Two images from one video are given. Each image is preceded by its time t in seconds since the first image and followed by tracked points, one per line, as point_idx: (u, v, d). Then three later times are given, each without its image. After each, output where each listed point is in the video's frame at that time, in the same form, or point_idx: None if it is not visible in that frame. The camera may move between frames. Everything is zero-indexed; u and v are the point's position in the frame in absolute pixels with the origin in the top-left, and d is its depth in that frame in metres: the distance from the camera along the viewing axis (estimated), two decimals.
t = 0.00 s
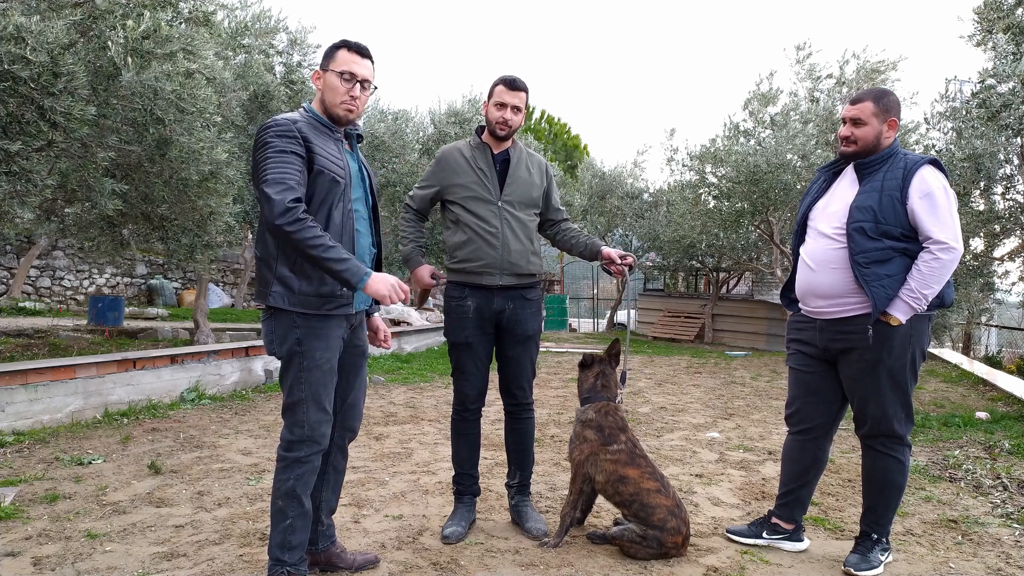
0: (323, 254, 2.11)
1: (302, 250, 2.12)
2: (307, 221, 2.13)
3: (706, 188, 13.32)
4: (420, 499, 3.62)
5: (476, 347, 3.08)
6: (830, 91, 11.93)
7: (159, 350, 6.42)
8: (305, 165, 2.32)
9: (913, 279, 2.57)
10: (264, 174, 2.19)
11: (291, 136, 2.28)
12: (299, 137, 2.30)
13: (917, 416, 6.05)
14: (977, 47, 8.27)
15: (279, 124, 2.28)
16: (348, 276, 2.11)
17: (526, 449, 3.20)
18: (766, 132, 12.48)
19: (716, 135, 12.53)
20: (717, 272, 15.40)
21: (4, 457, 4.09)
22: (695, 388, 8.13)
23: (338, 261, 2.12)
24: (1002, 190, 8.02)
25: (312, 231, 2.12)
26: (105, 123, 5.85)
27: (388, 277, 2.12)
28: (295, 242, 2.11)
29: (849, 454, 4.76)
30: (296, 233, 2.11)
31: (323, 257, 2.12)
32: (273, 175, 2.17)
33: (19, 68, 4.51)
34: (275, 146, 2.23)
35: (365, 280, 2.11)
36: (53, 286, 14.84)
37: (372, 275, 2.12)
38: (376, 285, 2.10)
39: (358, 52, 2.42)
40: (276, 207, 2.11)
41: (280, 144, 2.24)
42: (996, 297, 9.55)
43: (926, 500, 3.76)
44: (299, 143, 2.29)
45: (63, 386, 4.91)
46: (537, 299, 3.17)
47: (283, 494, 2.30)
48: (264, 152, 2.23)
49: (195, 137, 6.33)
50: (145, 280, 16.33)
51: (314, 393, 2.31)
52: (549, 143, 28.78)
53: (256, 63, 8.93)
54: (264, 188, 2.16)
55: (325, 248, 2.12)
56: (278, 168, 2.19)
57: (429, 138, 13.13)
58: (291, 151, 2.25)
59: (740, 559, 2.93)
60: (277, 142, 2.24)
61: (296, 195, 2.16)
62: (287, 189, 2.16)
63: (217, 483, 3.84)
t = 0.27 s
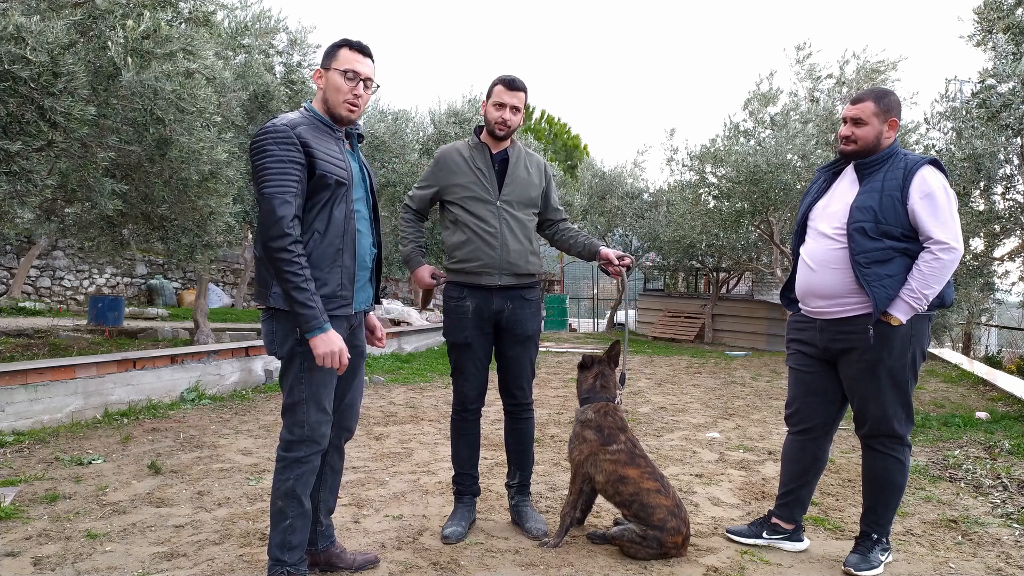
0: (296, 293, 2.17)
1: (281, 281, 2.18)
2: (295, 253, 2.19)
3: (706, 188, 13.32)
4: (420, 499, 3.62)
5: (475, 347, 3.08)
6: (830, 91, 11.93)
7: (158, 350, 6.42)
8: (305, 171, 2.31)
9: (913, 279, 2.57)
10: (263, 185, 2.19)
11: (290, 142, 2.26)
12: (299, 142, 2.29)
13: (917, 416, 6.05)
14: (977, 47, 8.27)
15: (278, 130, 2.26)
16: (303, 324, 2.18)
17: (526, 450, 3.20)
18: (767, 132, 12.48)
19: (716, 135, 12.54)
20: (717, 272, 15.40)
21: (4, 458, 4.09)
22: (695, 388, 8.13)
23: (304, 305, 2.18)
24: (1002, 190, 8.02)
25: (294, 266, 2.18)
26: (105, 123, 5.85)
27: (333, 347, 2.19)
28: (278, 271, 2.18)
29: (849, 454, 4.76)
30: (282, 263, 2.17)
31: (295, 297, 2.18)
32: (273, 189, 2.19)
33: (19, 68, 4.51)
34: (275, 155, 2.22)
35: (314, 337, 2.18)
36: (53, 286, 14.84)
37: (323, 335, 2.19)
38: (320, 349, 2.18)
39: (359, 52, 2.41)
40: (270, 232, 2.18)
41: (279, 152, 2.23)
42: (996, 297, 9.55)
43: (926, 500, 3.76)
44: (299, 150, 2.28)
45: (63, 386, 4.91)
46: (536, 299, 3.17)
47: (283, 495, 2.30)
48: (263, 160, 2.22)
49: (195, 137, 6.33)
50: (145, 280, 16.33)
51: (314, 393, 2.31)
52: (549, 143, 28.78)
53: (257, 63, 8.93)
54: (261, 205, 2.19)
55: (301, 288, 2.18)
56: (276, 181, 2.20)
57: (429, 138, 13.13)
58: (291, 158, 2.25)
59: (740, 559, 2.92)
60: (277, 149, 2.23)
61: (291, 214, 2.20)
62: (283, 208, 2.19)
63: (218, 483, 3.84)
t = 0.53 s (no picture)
0: (275, 291, 2.15)
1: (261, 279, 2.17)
2: (280, 252, 2.17)
3: (706, 188, 13.32)
4: (420, 499, 3.62)
5: (475, 347, 3.08)
6: (830, 91, 11.92)
7: (158, 350, 6.42)
8: (304, 171, 2.31)
9: (914, 280, 2.57)
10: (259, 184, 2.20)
11: (289, 141, 2.26)
12: (297, 141, 2.28)
13: (917, 416, 6.05)
14: (977, 47, 8.27)
15: (277, 129, 2.26)
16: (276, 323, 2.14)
17: (526, 449, 3.20)
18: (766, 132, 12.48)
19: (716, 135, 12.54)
20: (717, 272, 15.40)
21: (4, 458, 4.09)
22: (695, 388, 8.13)
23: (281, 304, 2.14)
24: (1002, 190, 8.02)
25: (275, 265, 2.16)
26: (105, 123, 5.85)
27: (299, 352, 2.15)
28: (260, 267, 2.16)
29: (849, 454, 4.76)
30: (266, 260, 2.16)
31: (272, 295, 2.15)
32: (269, 190, 2.18)
33: (19, 68, 4.51)
34: (273, 154, 2.22)
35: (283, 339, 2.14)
36: (53, 286, 14.84)
37: (293, 339, 2.15)
38: (285, 352, 2.14)
39: (360, 52, 2.41)
40: (258, 230, 2.17)
41: (278, 151, 2.23)
42: (996, 297, 9.55)
43: (926, 500, 3.76)
44: (297, 149, 2.27)
45: (63, 386, 4.91)
46: (536, 299, 3.18)
47: (283, 495, 2.30)
48: (261, 158, 2.22)
49: (195, 137, 6.33)
50: (145, 280, 16.33)
51: (315, 394, 2.31)
52: (549, 143, 28.77)
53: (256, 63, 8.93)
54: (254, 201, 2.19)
55: (281, 286, 2.16)
56: (272, 180, 2.20)
57: (429, 138, 13.13)
58: (290, 158, 2.24)
59: (740, 559, 2.92)
60: (275, 149, 2.23)
61: (285, 213, 2.20)
62: (278, 206, 2.19)
63: (218, 483, 3.84)
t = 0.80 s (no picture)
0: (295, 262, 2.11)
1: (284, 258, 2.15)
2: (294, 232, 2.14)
3: (706, 188, 13.32)
4: (420, 499, 3.62)
5: (474, 347, 3.08)
6: (830, 91, 11.93)
7: (158, 351, 6.42)
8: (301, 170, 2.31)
9: (914, 279, 2.57)
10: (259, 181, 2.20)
11: (286, 140, 2.27)
12: (294, 140, 2.29)
13: (917, 416, 6.05)
14: (977, 47, 8.27)
15: (272, 129, 2.28)
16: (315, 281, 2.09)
17: (526, 449, 3.20)
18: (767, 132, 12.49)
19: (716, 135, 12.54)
20: (717, 272, 15.39)
21: (4, 457, 4.09)
22: (695, 388, 8.13)
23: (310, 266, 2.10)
24: (1002, 190, 8.02)
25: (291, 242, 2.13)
26: (105, 123, 5.84)
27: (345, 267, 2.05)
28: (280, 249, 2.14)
29: (849, 454, 4.76)
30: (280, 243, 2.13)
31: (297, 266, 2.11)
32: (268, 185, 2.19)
33: (19, 68, 4.51)
34: (270, 152, 2.23)
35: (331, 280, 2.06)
36: (53, 286, 14.84)
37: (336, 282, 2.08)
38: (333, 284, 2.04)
39: (362, 53, 2.41)
40: (267, 220, 2.16)
41: (274, 149, 2.24)
42: (996, 297, 9.55)
43: (926, 500, 3.76)
44: (294, 147, 2.28)
45: (63, 386, 4.91)
46: (536, 299, 3.18)
47: (283, 495, 2.30)
48: (259, 158, 2.23)
49: (195, 137, 6.33)
50: (145, 280, 16.33)
51: (314, 394, 2.31)
52: (549, 143, 28.77)
53: (257, 63, 8.93)
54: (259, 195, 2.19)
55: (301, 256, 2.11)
56: (271, 176, 2.20)
57: (429, 138, 13.14)
58: (287, 156, 2.25)
59: (740, 559, 2.93)
60: (272, 147, 2.24)
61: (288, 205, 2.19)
62: (279, 199, 2.19)
63: (218, 483, 3.84)
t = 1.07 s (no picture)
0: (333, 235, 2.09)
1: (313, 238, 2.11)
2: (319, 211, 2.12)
3: (706, 188, 13.32)
4: (420, 499, 3.62)
5: (473, 347, 3.08)
6: (830, 91, 11.92)
7: (158, 350, 6.42)
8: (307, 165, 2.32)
9: (914, 279, 2.57)
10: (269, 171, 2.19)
11: (291, 135, 2.29)
12: (300, 135, 2.31)
13: (917, 416, 6.05)
14: (977, 47, 8.27)
15: (279, 124, 2.29)
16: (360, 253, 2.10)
17: (526, 449, 3.20)
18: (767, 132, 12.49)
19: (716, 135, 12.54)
20: (717, 272, 15.39)
21: (4, 457, 4.09)
22: (695, 388, 8.13)
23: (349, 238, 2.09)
24: (1002, 190, 8.02)
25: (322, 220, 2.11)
26: (105, 123, 5.84)
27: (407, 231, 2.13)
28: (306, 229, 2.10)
29: (849, 454, 4.76)
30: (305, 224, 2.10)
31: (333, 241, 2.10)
32: (277, 173, 2.17)
33: (19, 68, 4.51)
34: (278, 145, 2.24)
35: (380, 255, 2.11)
36: (53, 286, 14.84)
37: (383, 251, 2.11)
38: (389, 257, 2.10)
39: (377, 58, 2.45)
40: (289, 201, 2.11)
41: (281, 143, 2.25)
42: (997, 297, 9.55)
43: (926, 500, 3.76)
44: (300, 143, 2.30)
45: (63, 386, 4.91)
46: (535, 299, 3.18)
47: (283, 495, 2.30)
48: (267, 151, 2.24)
49: (195, 137, 6.32)
50: (145, 280, 16.33)
51: (314, 394, 2.31)
52: (549, 143, 28.77)
53: (257, 63, 8.93)
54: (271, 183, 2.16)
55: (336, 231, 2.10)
56: (282, 165, 2.19)
57: (429, 138, 13.14)
58: (293, 150, 2.26)
59: (740, 559, 2.93)
60: (278, 141, 2.25)
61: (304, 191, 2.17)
62: (294, 184, 2.17)
63: (218, 483, 3.84)
